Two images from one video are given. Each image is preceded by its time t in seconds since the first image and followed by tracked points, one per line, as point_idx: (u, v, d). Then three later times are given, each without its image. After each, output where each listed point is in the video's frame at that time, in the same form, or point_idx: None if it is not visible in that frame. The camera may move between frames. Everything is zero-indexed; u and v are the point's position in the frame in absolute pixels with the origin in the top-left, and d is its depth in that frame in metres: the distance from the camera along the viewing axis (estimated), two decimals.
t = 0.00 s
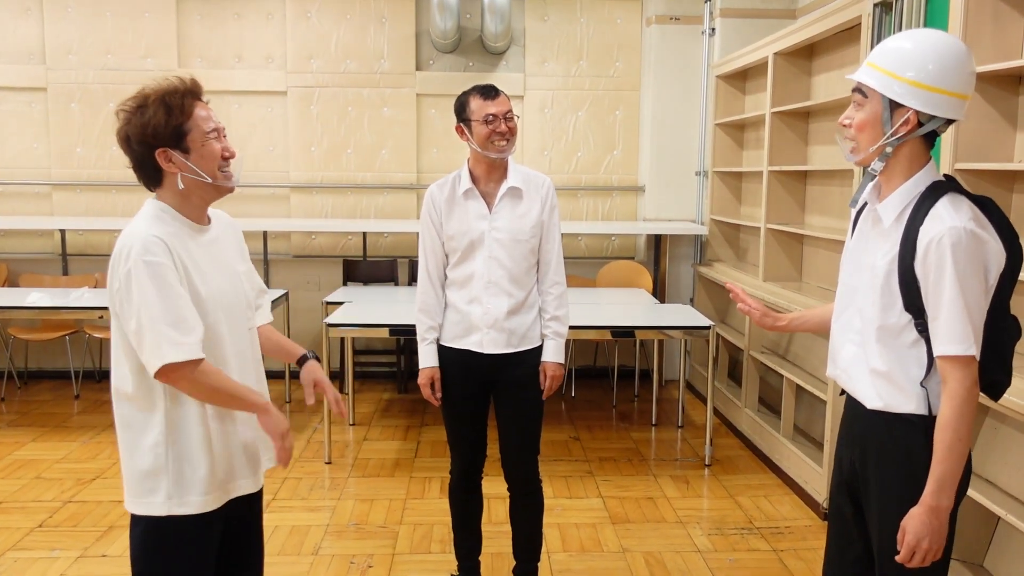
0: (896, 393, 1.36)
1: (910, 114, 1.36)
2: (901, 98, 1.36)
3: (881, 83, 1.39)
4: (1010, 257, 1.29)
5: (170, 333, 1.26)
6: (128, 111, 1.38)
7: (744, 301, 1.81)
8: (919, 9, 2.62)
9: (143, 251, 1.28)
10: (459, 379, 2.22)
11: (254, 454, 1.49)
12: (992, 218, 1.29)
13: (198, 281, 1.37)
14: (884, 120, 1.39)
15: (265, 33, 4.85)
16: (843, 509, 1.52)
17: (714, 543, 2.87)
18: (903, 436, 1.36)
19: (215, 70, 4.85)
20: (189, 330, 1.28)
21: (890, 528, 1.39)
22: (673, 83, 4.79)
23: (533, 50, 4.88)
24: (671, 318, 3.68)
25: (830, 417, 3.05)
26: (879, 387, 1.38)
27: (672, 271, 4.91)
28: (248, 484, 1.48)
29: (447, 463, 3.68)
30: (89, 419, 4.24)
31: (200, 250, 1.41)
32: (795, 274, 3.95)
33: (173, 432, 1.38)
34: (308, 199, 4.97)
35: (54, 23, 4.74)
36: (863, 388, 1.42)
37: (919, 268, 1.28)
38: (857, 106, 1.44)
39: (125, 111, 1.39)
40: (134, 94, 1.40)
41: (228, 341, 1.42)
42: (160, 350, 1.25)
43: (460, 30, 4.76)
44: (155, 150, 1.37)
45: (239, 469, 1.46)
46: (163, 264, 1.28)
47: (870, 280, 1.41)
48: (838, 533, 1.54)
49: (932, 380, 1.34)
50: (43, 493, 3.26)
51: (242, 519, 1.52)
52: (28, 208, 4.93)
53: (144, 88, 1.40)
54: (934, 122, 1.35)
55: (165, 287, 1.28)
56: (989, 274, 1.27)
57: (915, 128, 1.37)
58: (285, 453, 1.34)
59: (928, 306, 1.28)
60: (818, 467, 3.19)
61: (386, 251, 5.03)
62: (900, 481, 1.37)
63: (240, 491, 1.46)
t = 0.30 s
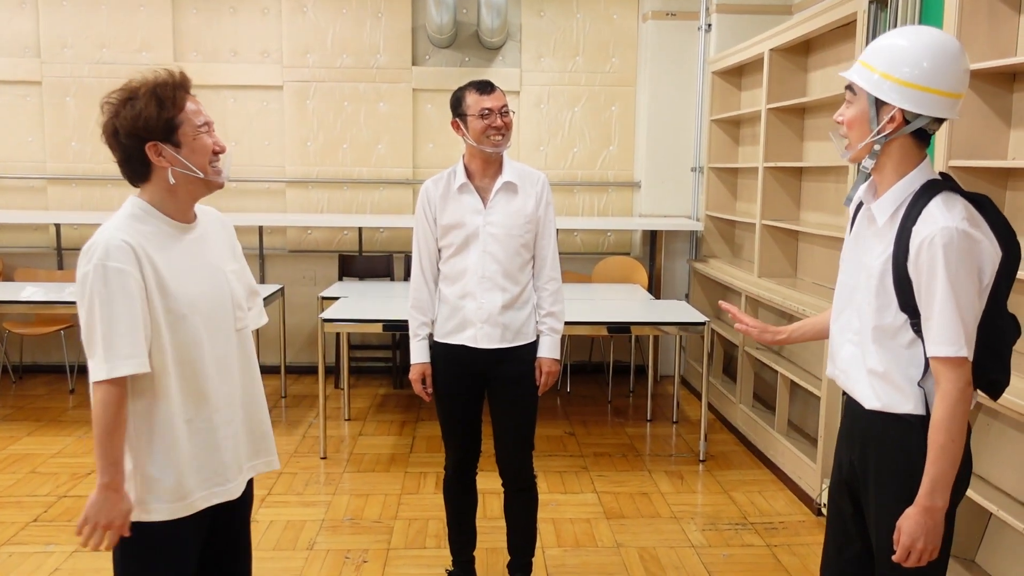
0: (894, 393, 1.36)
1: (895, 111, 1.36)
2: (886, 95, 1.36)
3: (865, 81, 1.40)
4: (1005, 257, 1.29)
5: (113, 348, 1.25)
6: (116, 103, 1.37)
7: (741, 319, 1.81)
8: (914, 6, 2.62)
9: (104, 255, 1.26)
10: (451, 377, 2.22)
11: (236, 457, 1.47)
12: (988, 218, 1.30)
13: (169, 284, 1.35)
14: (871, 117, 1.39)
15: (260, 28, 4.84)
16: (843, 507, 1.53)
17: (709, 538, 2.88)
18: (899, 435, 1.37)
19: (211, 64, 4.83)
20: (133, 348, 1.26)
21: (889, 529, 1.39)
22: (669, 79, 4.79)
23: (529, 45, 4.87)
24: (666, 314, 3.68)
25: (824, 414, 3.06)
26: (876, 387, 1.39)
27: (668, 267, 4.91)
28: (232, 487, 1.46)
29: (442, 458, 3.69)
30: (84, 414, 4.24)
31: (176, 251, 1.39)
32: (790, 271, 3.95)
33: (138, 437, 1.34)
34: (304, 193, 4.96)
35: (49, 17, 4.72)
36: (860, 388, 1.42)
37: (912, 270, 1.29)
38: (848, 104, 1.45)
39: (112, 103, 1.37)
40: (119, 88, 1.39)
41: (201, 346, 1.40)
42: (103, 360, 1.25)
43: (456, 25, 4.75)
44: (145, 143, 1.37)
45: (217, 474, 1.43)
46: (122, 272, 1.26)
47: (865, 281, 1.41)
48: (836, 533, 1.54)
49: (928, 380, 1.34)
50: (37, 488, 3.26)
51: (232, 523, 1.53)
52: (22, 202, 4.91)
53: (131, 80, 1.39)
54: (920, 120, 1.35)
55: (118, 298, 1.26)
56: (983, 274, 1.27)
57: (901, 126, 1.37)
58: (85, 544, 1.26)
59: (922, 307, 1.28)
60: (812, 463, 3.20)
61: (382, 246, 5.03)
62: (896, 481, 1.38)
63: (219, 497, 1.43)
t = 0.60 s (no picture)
0: (886, 393, 1.37)
1: (885, 113, 1.37)
2: (875, 96, 1.37)
3: (855, 82, 1.41)
4: (994, 259, 1.29)
5: (93, 348, 1.25)
6: (121, 91, 1.34)
7: (749, 312, 1.82)
8: (908, 5, 2.63)
9: (83, 254, 1.25)
10: (443, 374, 2.23)
11: (224, 455, 1.47)
12: (981, 219, 1.31)
13: (154, 282, 1.34)
14: (861, 118, 1.40)
15: (254, 23, 4.82)
16: (834, 507, 1.53)
17: (702, 534, 2.89)
18: (893, 436, 1.38)
19: (204, 60, 4.82)
20: (114, 347, 1.26)
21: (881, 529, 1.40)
22: (663, 76, 4.80)
23: (524, 42, 4.87)
24: (660, 311, 3.69)
25: (818, 411, 3.07)
26: (869, 387, 1.40)
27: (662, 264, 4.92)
28: (219, 485, 1.45)
29: (436, 454, 3.69)
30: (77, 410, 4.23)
31: (164, 248, 1.38)
32: (784, 268, 3.97)
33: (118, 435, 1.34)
34: (298, 190, 4.96)
35: (42, 12, 4.70)
36: (853, 387, 1.43)
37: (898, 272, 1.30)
38: (840, 104, 1.46)
39: (115, 90, 1.34)
40: (118, 76, 1.37)
41: (187, 344, 1.39)
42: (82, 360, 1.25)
43: (451, 22, 4.74)
44: (152, 136, 1.36)
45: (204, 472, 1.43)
46: (104, 270, 1.26)
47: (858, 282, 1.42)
48: (826, 531, 1.55)
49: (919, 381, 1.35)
50: (31, 484, 3.26)
51: (224, 524, 1.53)
52: (15, 198, 4.89)
53: (135, 71, 1.37)
54: (910, 121, 1.35)
55: (99, 297, 1.26)
56: (970, 276, 1.27)
57: (891, 127, 1.38)
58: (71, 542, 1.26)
59: (908, 309, 1.29)
60: (805, 459, 3.21)
61: (376, 243, 5.02)
62: (890, 482, 1.38)
63: (207, 495, 1.43)
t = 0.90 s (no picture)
0: (872, 390, 1.38)
1: (883, 106, 1.37)
2: (875, 89, 1.38)
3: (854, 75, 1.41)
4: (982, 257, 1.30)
5: (106, 347, 1.25)
6: (98, 94, 1.34)
7: (731, 316, 1.82)
8: (905, 4, 2.63)
9: (90, 253, 1.25)
10: (440, 371, 2.23)
11: (220, 455, 1.47)
12: (970, 218, 1.32)
13: (155, 280, 1.35)
14: (859, 110, 1.41)
15: (251, 22, 4.82)
16: (820, 504, 1.53)
17: (699, 532, 2.90)
18: (877, 431, 1.38)
19: (201, 58, 4.81)
20: (126, 345, 1.26)
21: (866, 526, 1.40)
22: (661, 75, 4.80)
23: (521, 41, 4.87)
24: (658, 310, 3.69)
25: (815, 409, 3.08)
26: (855, 383, 1.40)
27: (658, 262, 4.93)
28: (217, 484, 1.46)
29: (433, 453, 3.70)
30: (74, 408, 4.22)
31: (159, 248, 1.38)
32: (781, 267, 3.97)
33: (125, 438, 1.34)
34: (295, 188, 4.95)
35: (38, 10, 4.69)
36: (839, 383, 1.43)
37: (892, 266, 1.30)
38: (839, 97, 1.47)
39: (94, 94, 1.34)
40: (100, 78, 1.37)
41: (186, 343, 1.40)
42: (99, 359, 1.24)
43: (448, 21, 4.74)
44: (132, 136, 1.35)
45: (202, 471, 1.44)
46: (110, 269, 1.26)
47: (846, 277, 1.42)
48: (813, 529, 1.55)
49: (905, 378, 1.35)
50: (28, 483, 3.25)
51: (220, 522, 1.54)
52: (11, 196, 4.88)
53: (114, 73, 1.37)
54: (907, 116, 1.36)
55: (107, 296, 1.26)
56: (960, 274, 1.28)
57: (888, 121, 1.38)
58: (185, 527, 1.36)
59: (899, 303, 1.29)
60: (802, 458, 3.22)
61: (373, 242, 5.02)
62: (874, 478, 1.39)
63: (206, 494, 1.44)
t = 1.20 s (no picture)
0: (867, 391, 1.38)
1: (879, 109, 1.38)
2: (870, 93, 1.38)
3: (850, 79, 1.42)
4: (978, 260, 1.31)
5: (100, 347, 1.25)
6: (91, 96, 1.37)
7: (727, 314, 1.82)
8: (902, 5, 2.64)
9: (86, 253, 1.26)
10: (440, 371, 2.23)
11: (215, 458, 1.48)
12: (968, 220, 1.32)
13: (151, 282, 1.35)
14: (856, 114, 1.41)
15: (250, 22, 4.82)
16: (817, 504, 1.54)
17: (698, 532, 2.90)
18: (873, 432, 1.38)
19: (200, 59, 4.81)
20: (120, 346, 1.26)
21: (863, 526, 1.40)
22: (659, 76, 4.81)
23: (520, 41, 4.87)
24: (656, 310, 3.69)
25: (813, 409, 3.08)
26: (850, 384, 1.40)
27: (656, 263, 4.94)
28: (212, 487, 1.46)
29: (432, 453, 3.70)
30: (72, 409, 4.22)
31: (156, 249, 1.39)
32: (779, 267, 3.98)
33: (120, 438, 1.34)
34: (294, 189, 4.96)
35: (37, 11, 4.69)
36: (834, 384, 1.43)
37: (887, 268, 1.30)
38: (835, 101, 1.47)
39: (89, 96, 1.37)
40: (95, 79, 1.38)
41: (182, 345, 1.40)
42: (93, 359, 1.24)
43: (446, 21, 4.74)
44: (123, 137, 1.36)
45: (200, 473, 1.44)
46: (106, 269, 1.26)
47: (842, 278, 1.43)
48: (810, 529, 1.55)
49: (899, 380, 1.36)
50: (27, 484, 3.25)
51: (217, 522, 1.54)
52: (10, 197, 4.88)
53: (108, 74, 1.39)
54: (904, 119, 1.36)
55: (102, 296, 1.26)
56: (956, 277, 1.28)
57: (885, 124, 1.38)
58: (151, 535, 1.33)
59: (894, 305, 1.30)
60: (801, 458, 3.22)
61: (372, 242, 5.02)
62: (871, 479, 1.39)
63: (202, 498, 1.44)
